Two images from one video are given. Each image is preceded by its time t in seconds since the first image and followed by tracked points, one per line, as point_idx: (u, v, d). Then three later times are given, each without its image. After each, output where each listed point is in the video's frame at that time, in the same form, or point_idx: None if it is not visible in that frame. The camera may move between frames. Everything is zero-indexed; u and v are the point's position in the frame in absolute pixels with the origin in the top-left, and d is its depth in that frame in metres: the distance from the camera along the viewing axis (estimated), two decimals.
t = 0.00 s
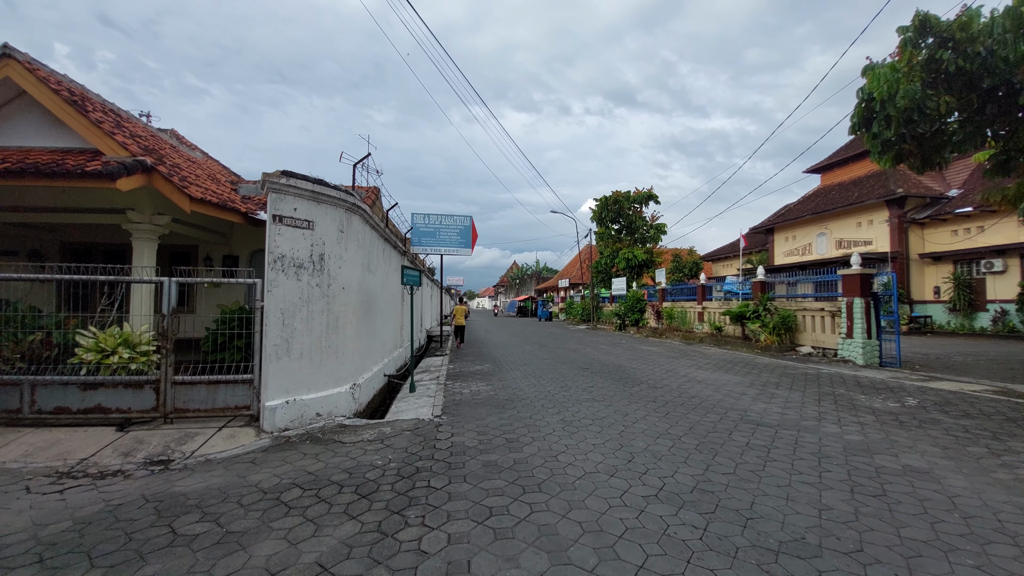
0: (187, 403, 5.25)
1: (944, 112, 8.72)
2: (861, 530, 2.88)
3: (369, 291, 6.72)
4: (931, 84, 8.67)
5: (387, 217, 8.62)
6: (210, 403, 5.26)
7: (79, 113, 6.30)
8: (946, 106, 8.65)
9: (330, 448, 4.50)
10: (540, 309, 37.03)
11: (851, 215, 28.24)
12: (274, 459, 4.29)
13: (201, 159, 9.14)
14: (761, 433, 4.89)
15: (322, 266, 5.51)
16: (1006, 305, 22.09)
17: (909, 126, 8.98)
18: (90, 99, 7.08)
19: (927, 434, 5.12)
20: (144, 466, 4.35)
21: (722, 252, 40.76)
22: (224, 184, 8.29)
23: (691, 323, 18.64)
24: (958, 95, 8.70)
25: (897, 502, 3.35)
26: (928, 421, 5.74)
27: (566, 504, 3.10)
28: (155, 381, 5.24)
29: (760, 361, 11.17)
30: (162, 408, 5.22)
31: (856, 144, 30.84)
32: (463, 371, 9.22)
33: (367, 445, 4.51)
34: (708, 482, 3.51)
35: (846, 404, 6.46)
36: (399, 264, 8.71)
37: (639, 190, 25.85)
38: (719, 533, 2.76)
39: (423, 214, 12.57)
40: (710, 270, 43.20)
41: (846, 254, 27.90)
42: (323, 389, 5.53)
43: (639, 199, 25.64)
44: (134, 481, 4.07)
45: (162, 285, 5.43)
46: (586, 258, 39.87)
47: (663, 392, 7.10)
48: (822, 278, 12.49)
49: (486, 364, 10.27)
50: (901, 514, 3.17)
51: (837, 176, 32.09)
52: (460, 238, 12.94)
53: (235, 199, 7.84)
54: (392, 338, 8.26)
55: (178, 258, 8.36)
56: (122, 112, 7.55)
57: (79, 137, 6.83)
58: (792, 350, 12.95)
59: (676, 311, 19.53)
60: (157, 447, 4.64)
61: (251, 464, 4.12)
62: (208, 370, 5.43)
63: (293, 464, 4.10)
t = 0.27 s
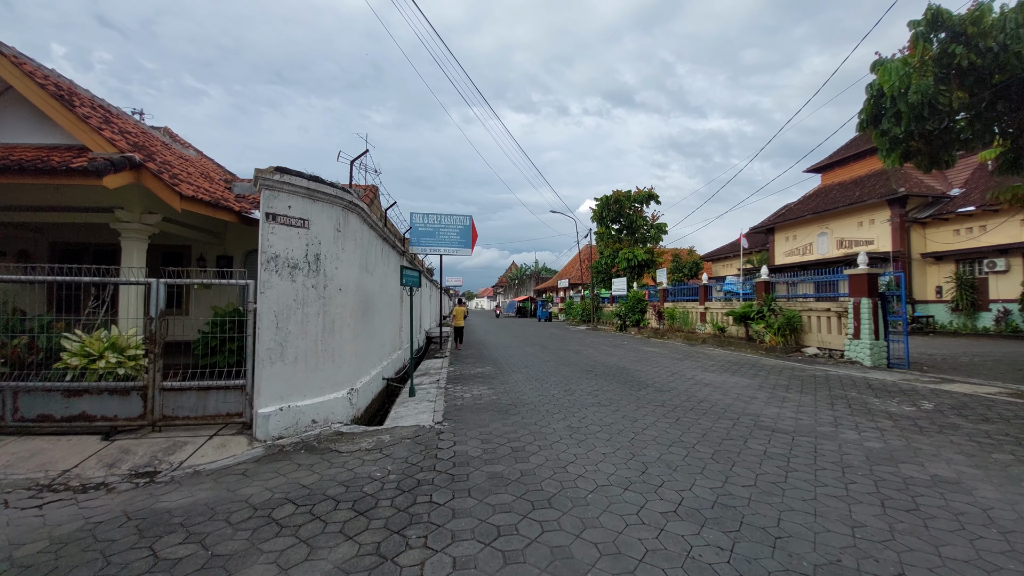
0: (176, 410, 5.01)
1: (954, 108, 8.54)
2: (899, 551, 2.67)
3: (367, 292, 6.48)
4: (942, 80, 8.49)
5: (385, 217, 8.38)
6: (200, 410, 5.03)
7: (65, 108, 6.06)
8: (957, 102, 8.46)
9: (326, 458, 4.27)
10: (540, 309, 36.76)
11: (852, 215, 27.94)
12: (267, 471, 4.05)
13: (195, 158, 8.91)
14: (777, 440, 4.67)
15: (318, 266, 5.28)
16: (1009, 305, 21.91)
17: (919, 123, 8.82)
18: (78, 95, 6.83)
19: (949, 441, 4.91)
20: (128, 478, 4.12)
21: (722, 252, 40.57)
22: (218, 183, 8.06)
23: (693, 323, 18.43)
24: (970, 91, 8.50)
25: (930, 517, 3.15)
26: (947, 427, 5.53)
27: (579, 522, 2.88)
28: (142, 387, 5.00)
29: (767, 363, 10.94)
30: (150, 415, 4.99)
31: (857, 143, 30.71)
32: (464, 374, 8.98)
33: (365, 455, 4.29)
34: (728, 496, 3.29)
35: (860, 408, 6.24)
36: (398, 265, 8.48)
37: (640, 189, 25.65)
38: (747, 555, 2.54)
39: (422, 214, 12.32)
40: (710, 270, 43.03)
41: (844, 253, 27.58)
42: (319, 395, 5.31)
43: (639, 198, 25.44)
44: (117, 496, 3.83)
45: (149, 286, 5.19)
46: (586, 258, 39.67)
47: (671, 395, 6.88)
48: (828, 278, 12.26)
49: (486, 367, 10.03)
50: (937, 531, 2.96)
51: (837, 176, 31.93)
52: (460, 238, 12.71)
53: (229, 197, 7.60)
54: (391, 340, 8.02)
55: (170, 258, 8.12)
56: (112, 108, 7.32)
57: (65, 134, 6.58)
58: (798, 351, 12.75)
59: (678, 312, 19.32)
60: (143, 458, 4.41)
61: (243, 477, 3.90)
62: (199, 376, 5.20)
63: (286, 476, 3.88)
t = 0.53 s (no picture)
0: (162, 413, 4.78)
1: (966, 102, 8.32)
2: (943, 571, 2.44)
3: (365, 289, 6.23)
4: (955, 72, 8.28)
5: (383, 212, 8.12)
6: (187, 412, 4.79)
7: (46, 96, 5.78)
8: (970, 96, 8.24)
9: (319, 465, 4.03)
10: (540, 308, 36.53)
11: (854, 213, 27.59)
12: (255, 479, 3.82)
13: (188, 152, 8.64)
14: (795, 445, 4.44)
15: (313, 262, 5.03)
16: (1012, 304, 21.72)
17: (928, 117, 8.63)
18: (62, 84, 6.55)
19: (974, 446, 4.68)
20: (108, 487, 3.87)
21: (723, 251, 40.36)
22: (211, 177, 7.79)
23: (695, 322, 18.20)
24: (983, 85, 8.27)
25: (969, 531, 2.92)
26: (969, 431, 5.30)
27: (592, 538, 2.64)
28: (127, 389, 4.76)
29: (773, 363, 10.71)
30: (134, 419, 4.74)
31: (860, 141, 30.50)
32: (464, 374, 8.75)
33: (360, 462, 4.04)
34: (751, 508, 3.05)
35: (876, 410, 6.02)
36: (396, 262, 8.23)
37: (641, 187, 25.40)
38: None
39: (422, 210, 12.06)
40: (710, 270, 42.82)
41: (847, 253, 27.34)
42: (313, 397, 5.06)
43: (641, 196, 25.20)
44: (95, 506, 3.59)
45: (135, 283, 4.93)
46: (586, 257, 39.44)
47: (678, 397, 6.65)
48: (835, 277, 12.01)
49: (487, 367, 9.80)
50: (979, 547, 2.73)
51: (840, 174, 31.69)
52: (460, 235, 12.45)
53: (222, 192, 7.34)
54: (390, 339, 7.78)
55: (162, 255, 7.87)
56: (99, 99, 7.05)
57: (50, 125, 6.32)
58: (803, 351, 12.51)
59: (680, 311, 19.08)
60: (126, 464, 4.17)
61: (230, 486, 3.66)
62: (186, 377, 4.95)
63: (276, 485, 3.64)
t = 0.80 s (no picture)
0: (143, 419, 4.52)
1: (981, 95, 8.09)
2: None
3: (360, 288, 5.95)
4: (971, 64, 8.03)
5: (380, 208, 7.83)
6: (169, 418, 4.54)
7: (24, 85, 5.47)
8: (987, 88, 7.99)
9: (309, 476, 3.75)
10: (539, 308, 36.25)
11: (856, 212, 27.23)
12: (239, 491, 3.55)
13: (178, 147, 8.34)
14: (817, 453, 4.17)
15: (303, 259, 4.75)
16: (1017, 304, 21.50)
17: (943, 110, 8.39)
18: (43, 74, 6.25)
19: (1004, 453, 4.43)
20: (80, 499, 3.60)
21: (724, 250, 40.12)
22: (201, 173, 7.50)
23: (697, 322, 17.95)
24: (999, 77, 8.04)
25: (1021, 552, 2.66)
26: (993, 436, 5.05)
27: (606, 563, 2.37)
28: (105, 394, 4.50)
29: (780, 363, 10.44)
30: (112, 425, 4.49)
31: (862, 140, 30.26)
32: (463, 376, 8.48)
33: (352, 472, 3.77)
34: (779, 527, 2.78)
35: (895, 415, 5.76)
36: (393, 259, 7.96)
37: (642, 185, 25.15)
38: None
39: (420, 208, 11.78)
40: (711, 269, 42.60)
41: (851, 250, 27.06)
42: (304, 401, 4.80)
43: (642, 194, 24.94)
44: (65, 521, 3.32)
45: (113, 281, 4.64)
46: (586, 257, 39.17)
47: (687, 400, 6.39)
48: (843, 275, 11.74)
49: (487, 368, 9.53)
50: None
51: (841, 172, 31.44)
52: (459, 233, 12.17)
53: (212, 187, 7.05)
54: (386, 339, 7.51)
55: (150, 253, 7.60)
56: (83, 90, 6.75)
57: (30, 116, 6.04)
58: (810, 351, 12.27)
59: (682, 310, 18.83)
60: (102, 476, 3.90)
61: (211, 502, 3.38)
62: (170, 381, 4.69)
63: (260, 499, 3.36)
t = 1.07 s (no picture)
0: (125, 429, 4.28)
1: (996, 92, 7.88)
2: None
3: (357, 290, 5.70)
4: (986, 60, 7.82)
5: (378, 207, 7.58)
6: (152, 429, 4.30)
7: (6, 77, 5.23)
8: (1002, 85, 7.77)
9: (300, 492, 3.51)
10: (539, 309, 35.96)
11: (858, 212, 26.75)
12: (224, 510, 3.30)
13: (171, 146, 8.10)
14: (841, 466, 3.93)
15: (296, 259, 4.51)
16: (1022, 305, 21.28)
17: (956, 106, 8.18)
18: (28, 65, 5.99)
19: None
20: (54, 518, 3.34)
21: (724, 251, 39.90)
22: (193, 171, 7.26)
23: (700, 324, 17.72)
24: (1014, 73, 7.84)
25: None
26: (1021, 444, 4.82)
27: None
28: (84, 403, 4.25)
29: (788, 367, 10.18)
30: (93, 436, 4.24)
31: (864, 140, 30.08)
32: (463, 380, 8.23)
33: (346, 487, 3.52)
34: (812, 552, 2.54)
35: (914, 422, 5.52)
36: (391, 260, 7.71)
37: (644, 185, 24.92)
38: None
39: (419, 208, 11.52)
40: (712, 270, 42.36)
41: (852, 251, 26.74)
42: (297, 409, 4.56)
43: (643, 195, 24.71)
44: (36, 542, 3.08)
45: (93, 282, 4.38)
46: (586, 258, 38.95)
47: (697, 406, 6.15)
48: (851, 277, 11.48)
49: (488, 372, 9.29)
50: None
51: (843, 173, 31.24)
52: (459, 234, 11.93)
53: (204, 186, 6.81)
54: (384, 342, 7.26)
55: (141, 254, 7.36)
56: (70, 85, 6.51)
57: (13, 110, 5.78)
58: (817, 354, 12.03)
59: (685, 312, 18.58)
60: (80, 491, 3.66)
61: (195, 522, 3.14)
62: (155, 388, 4.45)
63: (247, 519, 3.12)
